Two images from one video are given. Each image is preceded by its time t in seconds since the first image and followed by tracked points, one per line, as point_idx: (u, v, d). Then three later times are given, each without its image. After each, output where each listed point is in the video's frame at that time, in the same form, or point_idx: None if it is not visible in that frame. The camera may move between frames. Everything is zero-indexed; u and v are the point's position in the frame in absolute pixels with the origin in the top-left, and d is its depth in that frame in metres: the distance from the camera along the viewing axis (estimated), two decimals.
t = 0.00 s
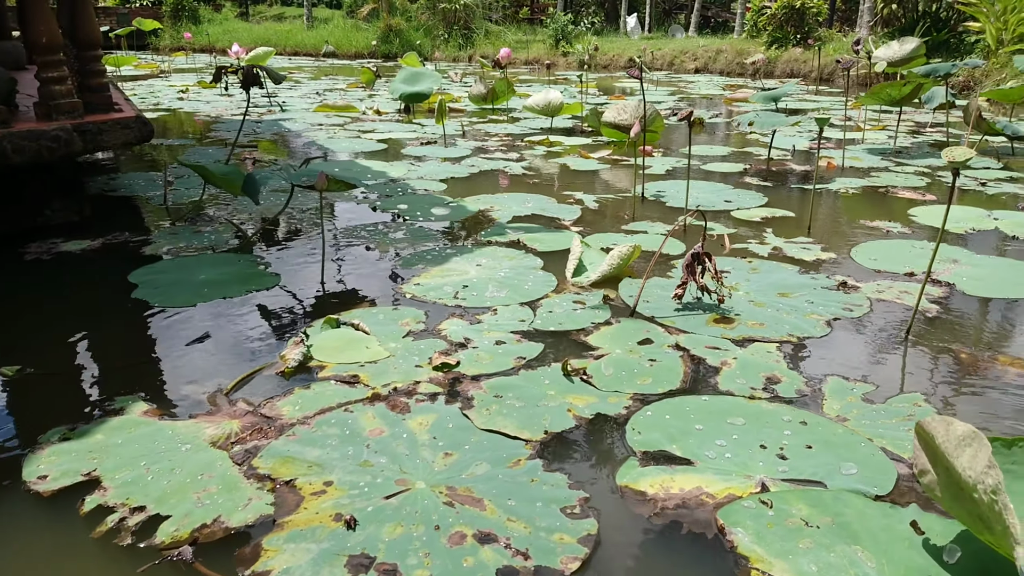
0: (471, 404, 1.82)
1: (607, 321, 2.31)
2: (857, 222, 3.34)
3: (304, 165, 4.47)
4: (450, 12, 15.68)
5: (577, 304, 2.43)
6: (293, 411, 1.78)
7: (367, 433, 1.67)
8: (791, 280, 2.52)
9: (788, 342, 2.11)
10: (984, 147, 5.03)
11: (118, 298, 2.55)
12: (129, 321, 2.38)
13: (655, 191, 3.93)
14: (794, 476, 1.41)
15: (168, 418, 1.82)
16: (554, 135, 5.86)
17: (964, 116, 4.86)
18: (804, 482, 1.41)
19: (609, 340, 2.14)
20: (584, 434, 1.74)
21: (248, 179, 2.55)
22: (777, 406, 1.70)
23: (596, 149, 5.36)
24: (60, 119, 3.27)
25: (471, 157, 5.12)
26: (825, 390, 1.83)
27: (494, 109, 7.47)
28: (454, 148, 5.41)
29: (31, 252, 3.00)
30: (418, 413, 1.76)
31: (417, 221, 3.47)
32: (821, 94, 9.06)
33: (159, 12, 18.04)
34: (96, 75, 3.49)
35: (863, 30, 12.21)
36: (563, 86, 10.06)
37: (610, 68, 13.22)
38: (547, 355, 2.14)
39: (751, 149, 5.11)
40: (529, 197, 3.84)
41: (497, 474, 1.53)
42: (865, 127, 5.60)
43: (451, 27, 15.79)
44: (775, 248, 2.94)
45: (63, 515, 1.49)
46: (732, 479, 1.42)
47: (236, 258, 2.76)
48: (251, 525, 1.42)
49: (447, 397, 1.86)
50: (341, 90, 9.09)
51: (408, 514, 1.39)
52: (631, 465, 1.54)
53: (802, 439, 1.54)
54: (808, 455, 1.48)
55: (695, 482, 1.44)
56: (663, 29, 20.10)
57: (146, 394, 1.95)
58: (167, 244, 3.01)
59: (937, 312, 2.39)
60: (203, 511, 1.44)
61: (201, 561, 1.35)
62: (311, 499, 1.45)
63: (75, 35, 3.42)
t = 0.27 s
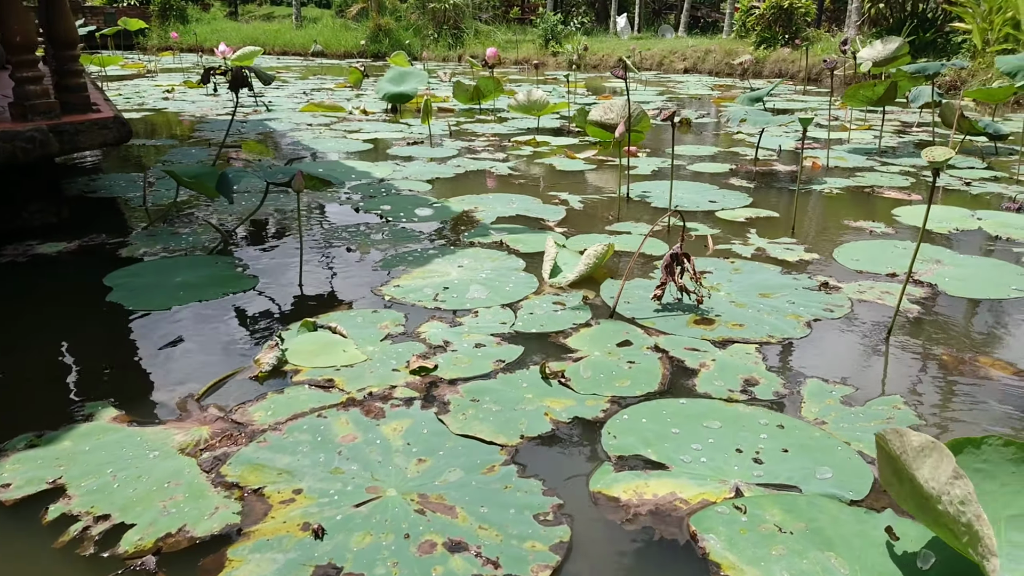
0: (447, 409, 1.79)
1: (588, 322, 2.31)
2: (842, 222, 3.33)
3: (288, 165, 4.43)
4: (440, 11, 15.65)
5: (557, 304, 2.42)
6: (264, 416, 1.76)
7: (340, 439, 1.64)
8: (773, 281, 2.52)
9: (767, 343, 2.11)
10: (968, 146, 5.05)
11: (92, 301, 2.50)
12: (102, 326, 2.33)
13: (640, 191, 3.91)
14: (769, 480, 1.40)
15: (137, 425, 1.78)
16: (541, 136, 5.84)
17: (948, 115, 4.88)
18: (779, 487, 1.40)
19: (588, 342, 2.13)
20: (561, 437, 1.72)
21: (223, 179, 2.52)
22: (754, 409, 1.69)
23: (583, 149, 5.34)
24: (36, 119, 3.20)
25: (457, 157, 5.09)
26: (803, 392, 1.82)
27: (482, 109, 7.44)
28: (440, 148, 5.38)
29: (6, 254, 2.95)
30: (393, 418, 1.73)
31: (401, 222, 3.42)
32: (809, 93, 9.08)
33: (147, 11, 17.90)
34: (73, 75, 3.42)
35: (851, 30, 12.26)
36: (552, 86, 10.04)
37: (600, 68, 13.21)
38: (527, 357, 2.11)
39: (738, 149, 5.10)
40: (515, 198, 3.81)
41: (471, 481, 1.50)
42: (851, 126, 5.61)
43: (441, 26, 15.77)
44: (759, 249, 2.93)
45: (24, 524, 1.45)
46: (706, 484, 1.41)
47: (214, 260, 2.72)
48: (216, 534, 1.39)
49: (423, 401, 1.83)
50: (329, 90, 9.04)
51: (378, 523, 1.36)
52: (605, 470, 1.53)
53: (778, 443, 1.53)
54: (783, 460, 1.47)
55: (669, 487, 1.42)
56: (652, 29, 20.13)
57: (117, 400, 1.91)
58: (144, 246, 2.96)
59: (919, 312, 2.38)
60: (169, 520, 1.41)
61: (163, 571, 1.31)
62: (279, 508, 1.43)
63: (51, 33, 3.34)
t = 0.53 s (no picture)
0: (429, 415, 1.76)
1: (574, 325, 2.29)
2: (832, 223, 3.32)
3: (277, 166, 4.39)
4: (435, 12, 15.61)
5: (544, 307, 2.41)
6: (243, 424, 1.73)
7: (318, 446, 1.62)
8: (761, 283, 2.51)
9: (753, 346, 2.11)
10: (960, 147, 5.05)
11: (74, 306, 2.47)
12: (83, 330, 2.31)
13: (631, 193, 3.89)
14: (750, 488, 1.38)
15: (114, 432, 1.75)
16: (534, 137, 5.81)
17: (939, 116, 4.88)
18: (760, 494, 1.38)
19: (573, 347, 2.12)
20: (544, 443, 1.69)
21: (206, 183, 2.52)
22: (738, 414, 1.68)
23: (574, 150, 5.32)
24: (19, 122, 3.12)
25: (449, 158, 5.06)
26: (788, 397, 1.80)
27: (475, 110, 7.41)
28: (432, 149, 5.35)
29: None
30: (374, 425, 1.71)
31: (390, 224, 3.39)
32: (802, 94, 9.08)
33: (140, 11, 17.82)
34: (57, 77, 3.37)
35: (845, 30, 12.26)
36: (546, 86, 10.02)
37: (594, 68, 13.20)
38: (513, 361, 2.08)
39: (730, 150, 5.09)
40: (505, 200, 3.78)
41: (450, 489, 1.48)
42: (843, 127, 5.60)
43: (435, 27, 15.73)
44: (748, 251, 2.92)
45: None
46: (686, 491, 1.39)
47: (198, 264, 2.70)
48: (190, 545, 1.37)
49: (405, 407, 1.80)
50: (322, 90, 9.00)
51: (354, 534, 1.34)
52: (585, 477, 1.51)
53: (761, 449, 1.51)
54: (765, 466, 1.45)
55: (649, 495, 1.41)
56: (647, 29, 20.14)
57: (95, 406, 1.88)
58: (128, 249, 2.93)
59: (906, 315, 2.37)
60: (142, 531, 1.39)
61: None
62: (255, 517, 1.41)
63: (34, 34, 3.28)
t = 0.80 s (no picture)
0: (409, 424, 1.73)
1: (560, 330, 2.27)
2: (823, 227, 3.30)
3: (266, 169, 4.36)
4: (431, 13, 15.59)
5: (529, 313, 2.39)
6: (220, 433, 1.71)
7: (295, 457, 1.60)
8: (748, 287, 2.51)
9: (739, 352, 2.10)
10: (952, 149, 5.04)
11: (54, 311, 2.44)
12: (62, 335, 2.28)
13: (623, 196, 3.86)
14: (729, 499, 1.36)
15: (88, 442, 1.72)
16: (527, 139, 5.79)
17: (931, 119, 4.87)
18: (740, 506, 1.36)
19: (558, 354, 2.10)
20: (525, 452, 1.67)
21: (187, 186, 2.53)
22: (720, 423, 1.65)
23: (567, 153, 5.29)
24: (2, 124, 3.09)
25: (440, 160, 5.02)
26: (772, 405, 1.79)
27: (469, 112, 7.39)
28: (424, 151, 5.32)
29: None
30: (353, 434, 1.68)
31: (379, 228, 3.34)
32: (797, 96, 9.07)
33: (136, 11, 17.75)
34: (42, 79, 3.35)
35: (840, 31, 12.26)
36: (541, 88, 10.00)
37: (590, 70, 13.18)
38: (498, 368, 2.05)
39: (723, 152, 5.07)
40: (495, 203, 3.74)
41: (427, 501, 1.45)
42: (836, 129, 5.58)
43: (432, 28, 15.71)
44: (737, 255, 2.90)
45: None
46: (663, 503, 1.37)
47: (181, 269, 2.67)
48: (160, 558, 1.34)
49: (385, 416, 1.77)
50: (316, 91, 8.96)
51: (327, 547, 1.31)
52: (563, 488, 1.49)
53: (741, 459, 1.49)
54: (745, 477, 1.43)
55: (626, 506, 1.39)
56: (643, 30, 20.14)
57: (70, 414, 1.85)
58: (112, 253, 2.90)
59: (894, 320, 2.35)
60: (112, 544, 1.36)
61: None
62: (226, 530, 1.38)
63: (18, 35, 3.24)
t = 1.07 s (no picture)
0: (393, 431, 1.70)
1: (549, 334, 2.26)
2: (817, 230, 3.28)
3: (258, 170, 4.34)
4: (428, 14, 15.56)
5: (518, 316, 2.38)
6: (201, 441, 1.69)
7: (276, 465, 1.58)
8: (739, 290, 2.50)
9: (728, 356, 2.09)
10: (947, 150, 5.03)
11: (39, 315, 2.42)
12: (46, 340, 2.25)
13: (616, 198, 3.83)
14: (712, 508, 1.34)
15: (69, 449, 1.70)
16: (521, 140, 5.77)
17: (926, 120, 4.85)
18: (723, 515, 1.35)
19: (546, 358, 2.08)
20: (509, 459, 1.65)
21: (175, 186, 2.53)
22: (707, 430, 1.64)
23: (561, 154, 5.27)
24: None
25: (434, 161, 5.00)
26: (760, 411, 1.78)
27: (464, 113, 7.36)
28: (418, 152, 5.29)
29: None
30: (335, 442, 1.66)
31: (370, 231, 3.30)
32: (794, 97, 9.05)
33: (132, 12, 17.70)
34: (30, 81, 3.32)
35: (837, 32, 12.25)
36: (537, 89, 9.98)
37: (588, 70, 13.15)
38: (486, 373, 2.03)
39: (718, 153, 5.05)
40: (487, 205, 3.72)
41: (408, 509, 1.43)
42: (831, 130, 5.56)
43: (429, 28, 15.68)
44: (729, 258, 2.89)
45: None
46: (645, 512, 1.36)
47: (168, 273, 2.66)
48: (136, 569, 1.32)
49: (370, 423, 1.74)
50: (311, 92, 8.93)
51: (305, 558, 1.30)
52: (544, 496, 1.47)
53: (726, 467, 1.48)
54: (730, 485, 1.41)
55: (607, 515, 1.37)
56: (641, 31, 20.13)
57: (51, 421, 1.83)
58: (99, 257, 2.88)
59: (884, 324, 2.33)
60: (88, 554, 1.34)
61: None
62: (204, 540, 1.36)
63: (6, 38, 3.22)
